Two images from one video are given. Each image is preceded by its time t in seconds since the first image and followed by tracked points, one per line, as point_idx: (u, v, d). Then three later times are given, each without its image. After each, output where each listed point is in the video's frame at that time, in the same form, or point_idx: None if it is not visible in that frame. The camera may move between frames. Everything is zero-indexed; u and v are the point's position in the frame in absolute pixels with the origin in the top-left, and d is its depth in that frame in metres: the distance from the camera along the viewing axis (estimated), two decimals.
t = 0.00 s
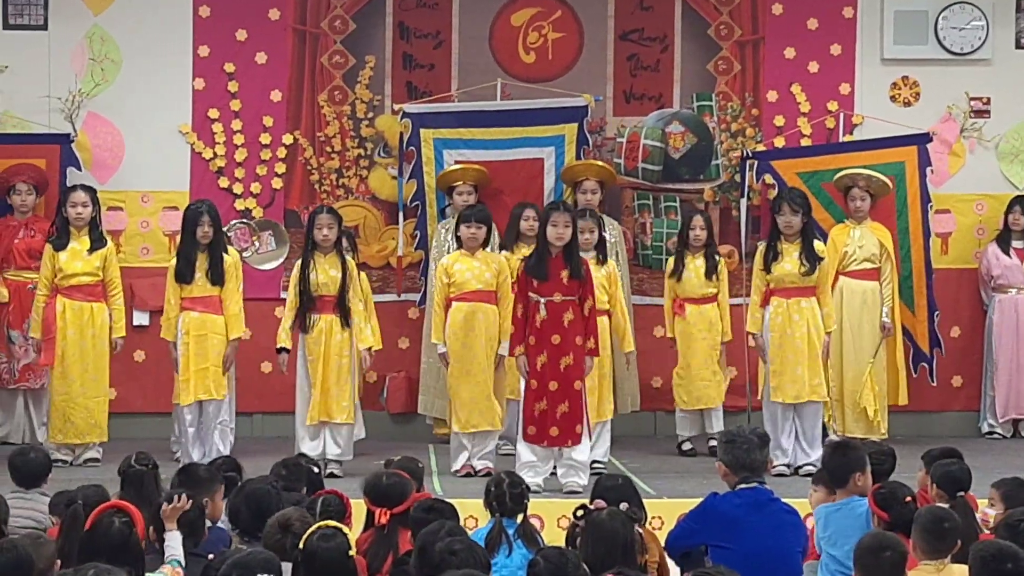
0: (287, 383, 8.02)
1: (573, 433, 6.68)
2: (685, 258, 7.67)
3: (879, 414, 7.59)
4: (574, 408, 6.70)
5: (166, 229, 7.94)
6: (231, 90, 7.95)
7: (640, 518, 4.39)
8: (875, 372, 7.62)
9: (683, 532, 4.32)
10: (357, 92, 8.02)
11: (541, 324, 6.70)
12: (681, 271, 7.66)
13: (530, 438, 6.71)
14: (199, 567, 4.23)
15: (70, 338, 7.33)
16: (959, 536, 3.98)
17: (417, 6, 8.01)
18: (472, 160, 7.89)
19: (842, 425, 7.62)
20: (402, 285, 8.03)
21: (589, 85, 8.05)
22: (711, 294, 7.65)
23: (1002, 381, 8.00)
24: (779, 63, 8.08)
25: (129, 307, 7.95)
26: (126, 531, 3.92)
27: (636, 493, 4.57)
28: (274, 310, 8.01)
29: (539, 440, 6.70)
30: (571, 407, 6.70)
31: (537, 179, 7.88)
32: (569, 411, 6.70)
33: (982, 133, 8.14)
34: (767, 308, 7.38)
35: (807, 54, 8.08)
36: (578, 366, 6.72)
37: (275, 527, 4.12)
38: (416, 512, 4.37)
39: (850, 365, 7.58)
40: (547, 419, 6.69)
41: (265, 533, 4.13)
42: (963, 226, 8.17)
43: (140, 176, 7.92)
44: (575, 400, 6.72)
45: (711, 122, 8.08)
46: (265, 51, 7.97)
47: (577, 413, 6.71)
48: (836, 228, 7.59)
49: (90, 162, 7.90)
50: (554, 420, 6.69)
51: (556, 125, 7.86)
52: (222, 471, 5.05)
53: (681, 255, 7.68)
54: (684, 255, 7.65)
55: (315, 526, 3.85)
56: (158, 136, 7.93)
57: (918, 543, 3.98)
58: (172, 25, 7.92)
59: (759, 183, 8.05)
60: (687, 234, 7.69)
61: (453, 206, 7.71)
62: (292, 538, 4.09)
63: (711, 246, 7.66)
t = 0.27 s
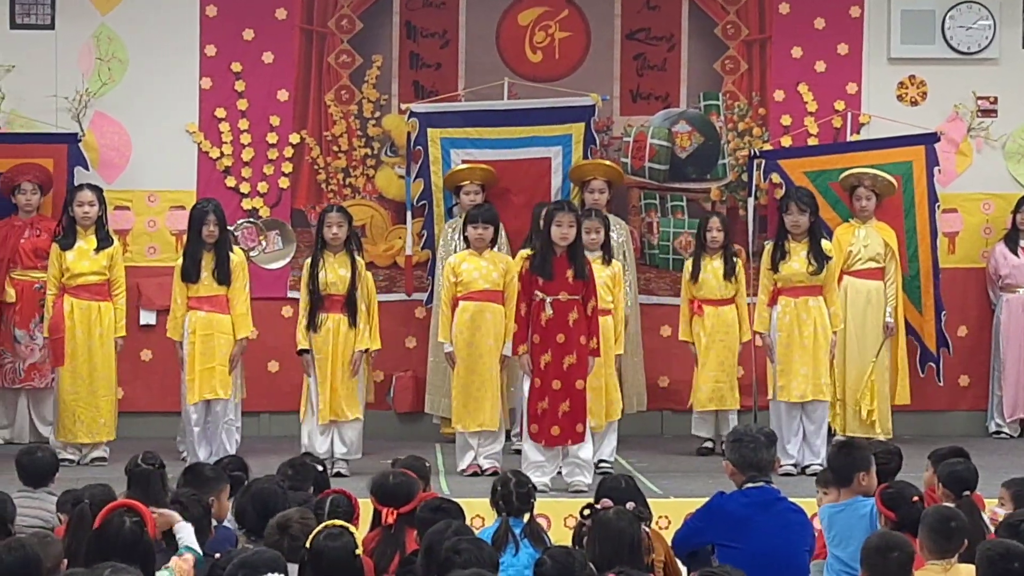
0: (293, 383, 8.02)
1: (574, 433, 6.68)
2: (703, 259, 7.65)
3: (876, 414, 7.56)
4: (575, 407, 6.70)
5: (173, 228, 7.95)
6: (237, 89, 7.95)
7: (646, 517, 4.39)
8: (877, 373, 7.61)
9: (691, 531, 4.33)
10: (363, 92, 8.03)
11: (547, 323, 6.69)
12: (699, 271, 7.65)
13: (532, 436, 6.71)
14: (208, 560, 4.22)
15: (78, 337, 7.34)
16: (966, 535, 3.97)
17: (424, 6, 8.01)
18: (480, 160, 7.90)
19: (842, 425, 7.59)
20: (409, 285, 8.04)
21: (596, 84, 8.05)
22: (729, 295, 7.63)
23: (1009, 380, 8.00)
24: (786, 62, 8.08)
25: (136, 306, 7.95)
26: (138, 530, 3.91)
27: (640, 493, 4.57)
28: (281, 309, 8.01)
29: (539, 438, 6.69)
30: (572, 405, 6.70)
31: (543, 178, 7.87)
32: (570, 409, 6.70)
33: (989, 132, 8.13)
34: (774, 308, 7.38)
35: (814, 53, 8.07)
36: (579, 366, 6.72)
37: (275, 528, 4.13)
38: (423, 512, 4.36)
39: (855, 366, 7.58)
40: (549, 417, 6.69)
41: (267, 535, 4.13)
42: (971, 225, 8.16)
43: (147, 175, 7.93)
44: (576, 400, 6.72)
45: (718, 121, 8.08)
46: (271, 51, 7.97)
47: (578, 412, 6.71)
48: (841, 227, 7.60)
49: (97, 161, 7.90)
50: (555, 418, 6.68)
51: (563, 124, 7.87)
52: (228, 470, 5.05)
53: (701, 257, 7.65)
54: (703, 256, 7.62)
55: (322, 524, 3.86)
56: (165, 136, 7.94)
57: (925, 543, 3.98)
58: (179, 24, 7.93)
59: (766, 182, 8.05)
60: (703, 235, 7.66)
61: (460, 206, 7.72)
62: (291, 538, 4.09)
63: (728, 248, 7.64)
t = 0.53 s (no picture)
0: (300, 382, 8.03)
1: (582, 433, 6.69)
2: (714, 259, 7.64)
3: (877, 413, 7.57)
4: (585, 407, 6.69)
5: (179, 228, 7.95)
6: (244, 89, 7.95)
7: (653, 517, 4.36)
8: (883, 374, 7.59)
9: (696, 532, 4.32)
10: (370, 91, 8.03)
11: (558, 323, 6.69)
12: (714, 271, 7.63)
13: (541, 435, 6.71)
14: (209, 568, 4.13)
15: (85, 337, 7.35)
16: (972, 535, 3.98)
17: (430, 5, 8.01)
18: (486, 159, 7.89)
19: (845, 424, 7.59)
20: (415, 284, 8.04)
21: (603, 84, 8.05)
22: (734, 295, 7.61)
23: (1015, 379, 7.99)
24: (792, 61, 8.08)
25: (142, 306, 7.95)
26: (138, 528, 3.91)
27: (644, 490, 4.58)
28: (287, 309, 8.02)
29: (548, 438, 6.69)
30: (582, 405, 6.70)
31: (550, 178, 7.88)
32: (580, 409, 6.70)
33: (996, 132, 8.13)
34: (780, 307, 7.38)
35: (820, 53, 8.07)
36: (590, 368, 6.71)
37: (277, 529, 4.10)
38: (430, 511, 4.37)
39: (859, 368, 7.58)
40: (558, 416, 6.68)
41: (269, 535, 4.11)
42: (977, 225, 8.16)
43: (153, 175, 7.93)
44: (586, 399, 6.71)
45: (724, 121, 8.08)
46: (278, 50, 7.97)
47: (588, 411, 6.71)
48: (847, 227, 7.58)
49: (103, 161, 7.91)
50: (565, 418, 6.68)
51: (569, 124, 7.86)
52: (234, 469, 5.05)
53: (712, 257, 7.64)
54: (714, 256, 7.62)
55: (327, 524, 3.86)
56: (172, 135, 7.94)
57: (930, 543, 3.98)
58: (185, 24, 7.93)
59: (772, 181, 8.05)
60: (714, 235, 7.65)
61: (466, 205, 7.72)
62: (293, 538, 4.06)
63: (739, 248, 7.63)
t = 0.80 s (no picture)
0: (305, 382, 8.03)
1: (594, 434, 6.70)
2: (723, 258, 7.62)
3: (884, 414, 7.57)
4: (596, 408, 6.70)
5: (185, 227, 7.95)
6: (249, 89, 7.95)
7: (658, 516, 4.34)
8: (890, 374, 7.61)
9: (700, 532, 4.30)
10: (375, 91, 8.03)
11: (566, 323, 6.69)
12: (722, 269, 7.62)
13: (550, 436, 6.71)
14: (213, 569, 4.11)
15: (90, 335, 7.34)
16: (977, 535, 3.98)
17: (436, 4, 8.01)
18: (492, 159, 7.90)
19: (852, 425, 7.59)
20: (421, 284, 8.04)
21: (608, 84, 8.05)
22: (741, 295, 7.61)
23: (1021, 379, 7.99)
24: (798, 61, 8.08)
25: (148, 305, 7.95)
26: (137, 527, 3.91)
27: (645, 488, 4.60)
28: (293, 308, 8.02)
29: (559, 439, 6.69)
30: (593, 405, 6.70)
31: (556, 177, 7.87)
32: (591, 410, 6.70)
33: (1002, 131, 8.13)
34: (785, 306, 7.39)
35: (825, 53, 8.07)
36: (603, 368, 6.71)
37: (283, 526, 4.11)
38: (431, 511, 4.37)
39: (866, 367, 7.58)
40: (568, 417, 6.69)
41: (275, 533, 4.11)
42: (982, 224, 8.16)
43: (159, 174, 7.93)
44: (597, 400, 6.72)
45: (730, 120, 8.07)
46: (283, 50, 7.97)
47: (599, 412, 6.72)
48: (853, 227, 7.59)
49: (109, 161, 7.91)
50: (575, 418, 6.68)
51: (575, 124, 7.86)
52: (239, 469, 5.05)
53: (719, 255, 7.64)
54: (723, 254, 7.60)
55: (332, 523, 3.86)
56: (177, 135, 7.94)
57: (936, 543, 3.98)
58: (191, 23, 7.93)
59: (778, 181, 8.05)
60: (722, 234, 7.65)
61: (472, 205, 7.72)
62: (298, 534, 4.06)
63: (747, 247, 7.61)
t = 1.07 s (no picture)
0: (310, 382, 8.03)
1: (610, 434, 6.67)
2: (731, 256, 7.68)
3: (895, 415, 7.56)
4: (611, 408, 6.68)
5: (190, 227, 7.95)
6: (255, 88, 7.95)
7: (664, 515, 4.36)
8: (899, 375, 7.60)
9: (706, 532, 4.29)
10: (381, 90, 8.03)
11: (575, 326, 6.71)
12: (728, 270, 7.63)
13: (562, 437, 6.70)
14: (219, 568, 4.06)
15: (99, 337, 7.38)
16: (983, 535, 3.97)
17: (441, 4, 8.01)
18: (498, 159, 7.90)
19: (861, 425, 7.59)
20: (427, 283, 8.04)
21: (613, 84, 8.05)
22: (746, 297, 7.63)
23: None
24: (803, 61, 8.08)
25: (153, 305, 7.95)
26: (148, 523, 3.89)
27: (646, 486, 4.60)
28: (298, 308, 8.02)
29: (572, 440, 6.68)
30: (608, 407, 6.68)
31: (561, 177, 7.88)
32: (606, 410, 6.68)
33: (1007, 131, 8.12)
34: (794, 303, 7.39)
35: (831, 53, 8.07)
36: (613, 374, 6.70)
37: (288, 526, 4.10)
38: (439, 512, 4.37)
39: (873, 366, 7.58)
40: (582, 418, 6.67)
41: (281, 533, 4.10)
42: (988, 224, 8.16)
43: (164, 174, 7.93)
44: (612, 400, 6.70)
45: (736, 120, 8.07)
46: (289, 49, 7.98)
47: (613, 413, 6.70)
48: (861, 227, 7.60)
49: (114, 160, 7.91)
50: (590, 419, 6.67)
51: (581, 123, 7.86)
52: (244, 468, 5.04)
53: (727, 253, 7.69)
54: (729, 253, 7.65)
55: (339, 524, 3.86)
56: (182, 135, 7.94)
57: (942, 544, 3.98)
58: (196, 23, 7.93)
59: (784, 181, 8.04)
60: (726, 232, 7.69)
61: (478, 205, 7.72)
62: (303, 534, 4.06)
63: (753, 245, 7.68)
